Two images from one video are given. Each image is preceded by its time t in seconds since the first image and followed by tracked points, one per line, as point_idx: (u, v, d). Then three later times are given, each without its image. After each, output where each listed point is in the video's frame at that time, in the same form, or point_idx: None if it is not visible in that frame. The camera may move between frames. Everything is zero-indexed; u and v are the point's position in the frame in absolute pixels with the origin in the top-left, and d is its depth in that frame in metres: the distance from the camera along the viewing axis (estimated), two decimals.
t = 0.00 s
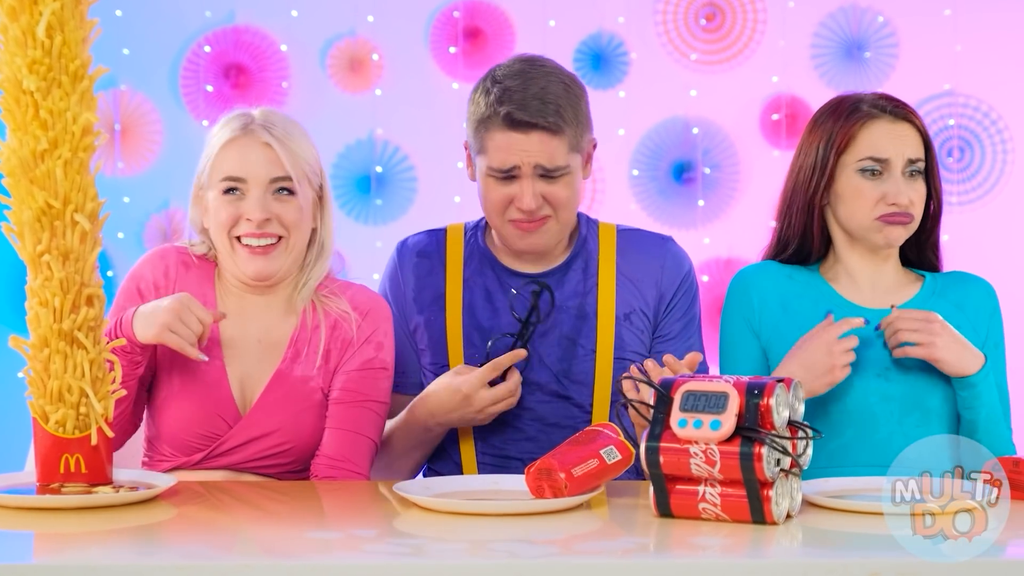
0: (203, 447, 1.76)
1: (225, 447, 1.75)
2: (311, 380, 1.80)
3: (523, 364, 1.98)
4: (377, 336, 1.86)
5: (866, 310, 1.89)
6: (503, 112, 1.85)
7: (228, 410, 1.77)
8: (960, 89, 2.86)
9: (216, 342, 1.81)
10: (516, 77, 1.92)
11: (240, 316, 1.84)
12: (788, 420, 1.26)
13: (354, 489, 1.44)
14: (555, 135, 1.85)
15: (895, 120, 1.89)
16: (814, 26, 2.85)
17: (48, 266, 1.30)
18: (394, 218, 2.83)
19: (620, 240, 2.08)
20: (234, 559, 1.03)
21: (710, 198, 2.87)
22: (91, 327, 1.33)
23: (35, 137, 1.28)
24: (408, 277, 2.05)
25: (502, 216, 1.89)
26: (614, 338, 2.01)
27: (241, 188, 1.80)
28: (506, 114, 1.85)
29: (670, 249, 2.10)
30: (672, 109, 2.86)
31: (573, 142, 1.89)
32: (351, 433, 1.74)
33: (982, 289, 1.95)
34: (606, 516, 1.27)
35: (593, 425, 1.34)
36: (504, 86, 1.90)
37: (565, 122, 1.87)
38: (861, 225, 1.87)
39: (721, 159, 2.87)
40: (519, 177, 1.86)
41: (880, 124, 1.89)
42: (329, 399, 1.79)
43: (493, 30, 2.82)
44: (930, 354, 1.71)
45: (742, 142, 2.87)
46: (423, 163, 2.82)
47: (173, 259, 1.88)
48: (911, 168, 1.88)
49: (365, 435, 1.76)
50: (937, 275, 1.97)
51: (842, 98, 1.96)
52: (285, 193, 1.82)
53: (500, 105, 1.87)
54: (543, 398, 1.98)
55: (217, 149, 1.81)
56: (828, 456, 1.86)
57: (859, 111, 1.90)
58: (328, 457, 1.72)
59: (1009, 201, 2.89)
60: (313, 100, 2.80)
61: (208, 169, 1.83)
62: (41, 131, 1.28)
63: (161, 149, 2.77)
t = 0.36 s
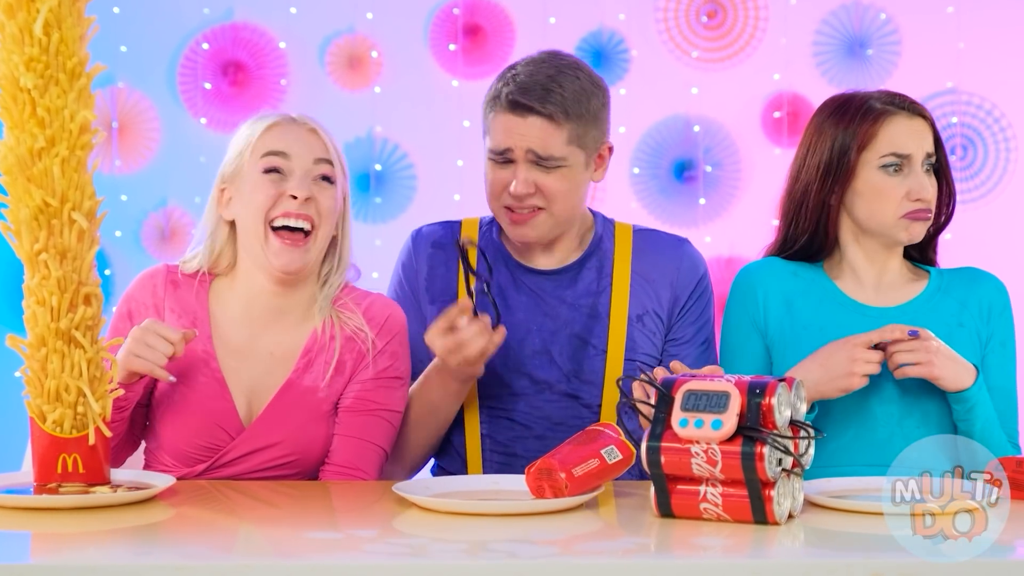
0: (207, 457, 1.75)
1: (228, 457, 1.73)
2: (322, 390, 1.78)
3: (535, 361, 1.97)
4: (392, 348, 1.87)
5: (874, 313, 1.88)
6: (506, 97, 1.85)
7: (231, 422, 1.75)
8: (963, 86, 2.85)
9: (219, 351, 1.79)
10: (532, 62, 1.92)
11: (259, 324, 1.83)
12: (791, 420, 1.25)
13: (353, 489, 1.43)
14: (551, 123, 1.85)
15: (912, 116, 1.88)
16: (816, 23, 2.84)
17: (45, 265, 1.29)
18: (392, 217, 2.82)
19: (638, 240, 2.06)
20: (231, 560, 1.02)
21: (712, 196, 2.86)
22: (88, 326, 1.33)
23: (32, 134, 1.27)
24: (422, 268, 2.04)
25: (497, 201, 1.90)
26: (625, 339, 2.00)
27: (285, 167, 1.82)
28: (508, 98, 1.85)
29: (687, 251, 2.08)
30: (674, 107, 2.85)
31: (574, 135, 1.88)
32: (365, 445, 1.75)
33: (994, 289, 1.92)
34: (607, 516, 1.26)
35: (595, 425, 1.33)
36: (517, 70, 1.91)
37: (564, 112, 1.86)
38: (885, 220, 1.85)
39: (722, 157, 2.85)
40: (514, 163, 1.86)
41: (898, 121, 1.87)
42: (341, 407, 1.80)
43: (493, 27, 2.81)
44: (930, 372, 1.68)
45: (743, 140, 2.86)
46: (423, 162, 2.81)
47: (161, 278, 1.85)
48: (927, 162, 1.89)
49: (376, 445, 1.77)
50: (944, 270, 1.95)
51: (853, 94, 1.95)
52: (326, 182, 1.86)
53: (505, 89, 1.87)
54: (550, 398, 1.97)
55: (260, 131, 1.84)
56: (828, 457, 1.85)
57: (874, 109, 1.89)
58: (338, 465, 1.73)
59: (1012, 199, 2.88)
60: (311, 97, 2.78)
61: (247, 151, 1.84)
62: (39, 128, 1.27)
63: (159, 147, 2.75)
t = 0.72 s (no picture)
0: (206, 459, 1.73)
1: (227, 458, 1.72)
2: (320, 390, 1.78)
3: (563, 348, 1.95)
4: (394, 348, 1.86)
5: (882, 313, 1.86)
6: (571, 84, 1.87)
7: (229, 423, 1.74)
8: (966, 84, 2.84)
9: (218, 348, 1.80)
10: (588, 53, 1.94)
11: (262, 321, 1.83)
12: (792, 420, 1.24)
13: (352, 488, 1.42)
14: (617, 112, 1.87)
15: (897, 117, 1.86)
16: (819, 20, 2.83)
17: (42, 264, 1.28)
18: (390, 216, 2.82)
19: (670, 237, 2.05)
20: (229, 560, 1.01)
21: (713, 195, 2.85)
22: (86, 325, 1.31)
23: (29, 133, 1.26)
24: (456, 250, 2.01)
25: (553, 191, 1.90)
26: (650, 329, 1.97)
27: (264, 176, 1.79)
28: (574, 86, 1.87)
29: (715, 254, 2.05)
30: (675, 104, 2.84)
31: (636, 124, 1.90)
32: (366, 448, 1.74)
33: (999, 288, 1.91)
34: (610, 516, 1.25)
35: (599, 423, 1.31)
36: (574, 61, 1.92)
37: (627, 100, 1.88)
38: (863, 220, 1.86)
39: (723, 155, 2.85)
40: (577, 152, 1.86)
41: (882, 121, 1.86)
42: (341, 408, 1.79)
43: (493, 25, 2.80)
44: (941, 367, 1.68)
45: (744, 138, 2.84)
46: (423, 160, 2.80)
47: (157, 282, 1.84)
48: (914, 165, 1.85)
49: (374, 445, 1.75)
50: (950, 267, 1.94)
51: (852, 93, 1.93)
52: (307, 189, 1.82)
53: (569, 77, 1.88)
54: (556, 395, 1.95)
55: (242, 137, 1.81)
56: (835, 457, 1.84)
57: (863, 108, 1.88)
58: (337, 466, 1.72)
59: (1014, 198, 2.87)
60: (310, 94, 2.77)
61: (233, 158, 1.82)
62: (36, 127, 1.26)
63: (157, 145, 2.74)
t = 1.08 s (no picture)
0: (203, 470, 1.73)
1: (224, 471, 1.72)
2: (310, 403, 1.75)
3: (530, 367, 1.93)
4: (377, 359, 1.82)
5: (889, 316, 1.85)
6: (504, 85, 1.82)
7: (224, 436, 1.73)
8: (969, 82, 2.82)
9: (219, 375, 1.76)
10: (522, 50, 1.89)
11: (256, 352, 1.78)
12: (794, 419, 1.23)
13: (350, 488, 1.42)
14: (558, 110, 1.82)
15: (884, 115, 1.84)
16: (820, 18, 2.81)
17: (40, 262, 1.27)
18: (389, 215, 2.80)
19: (628, 224, 2.02)
20: (229, 562, 0.99)
21: (714, 193, 2.84)
22: (83, 325, 1.30)
23: (26, 130, 1.25)
24: (405, 276, 1.98)
25: (501, 199, 1.85)
26: (622, 336, 1.96)
27: (271, 257, 1.66)
28: (508, 87, 1.81)
29: (676, 232, 2.03)
30: (677, 101, 2.83)
31: (577, 121, 1.85)
32: (358, 450, 1.74)
33: (1007, 285, 1.89)
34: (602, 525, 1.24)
35: (598, 423, 1.30)
36: (505, 61, 1.86)
37: (566, 97, 1.83)
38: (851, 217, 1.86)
39: (724, 153, 2.84)
40: (520, 156, 1.81)
41: (868, 118, 1.85)
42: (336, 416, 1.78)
43: (493, 22, 2.78)
44: (950, 369, 1.65)
45: (746, 136, 2.83)
46: (423, 157, 2.79)
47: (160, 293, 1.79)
48: (903, 164, 1.82)
49: (372, 452, 1.75)
50: (957, 264, 1.92)
51: (849, 93, 1.92)
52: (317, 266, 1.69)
53: (501, 78, 1.83)
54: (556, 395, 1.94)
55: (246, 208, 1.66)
56: (837, 457, 1.83)
57: (851, 105, 1.88)
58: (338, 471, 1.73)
59: (1017, 196, 2.86)
60: (308, 91, 2.76)
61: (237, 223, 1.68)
62: (33, 124, 1.25)
63: (154, 143, 2.72)
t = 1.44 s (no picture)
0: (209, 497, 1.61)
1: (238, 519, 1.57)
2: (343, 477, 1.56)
3: (537, 380, 1.89)
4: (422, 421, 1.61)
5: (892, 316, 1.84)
6: (486, 95, 1.77)
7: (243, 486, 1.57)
8: (971, 79, 2.73)
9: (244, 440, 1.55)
10: (518, 60, 1.84)
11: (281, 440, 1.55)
12: (795, 419, 1.21)
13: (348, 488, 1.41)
14: (534, 126, 1.75)
15: (870, 113, 1.82)
16: (822, 15, 2.74)
17: (36, 261, 1.26)
18: (388, 213, 2.74)
19: (640, 232, 1.96)
20: (224, 563, 0.98)
21: (716, 191, 2.77)
22: (80, 323, 1.29)
23: (23, 128, 1.24)
24: (406, 282, 1.92)
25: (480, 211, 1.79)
26: (635, 349, 1.91)
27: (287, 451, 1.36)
28: (489, 97, 1.76)
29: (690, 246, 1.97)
30: (678, 99, 2.75)
31: (559, 138, 1.79)
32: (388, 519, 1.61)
33: (1013, 285, 1.87)
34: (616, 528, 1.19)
35: (598, 423, 1.29)
36: (501, 68, 1.82)
37: (547, 112, 1.77)
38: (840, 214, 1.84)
39: (727, 151, 2.75)
40: (495, 170, 1.75)
41: (855, 117, 1.83)
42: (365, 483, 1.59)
43: (493, 19, 2.72)
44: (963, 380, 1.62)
45: (748, 134, 2.75)
46: (422, 155, 2.72)
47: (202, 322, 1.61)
48: (892, 161, 1.80)
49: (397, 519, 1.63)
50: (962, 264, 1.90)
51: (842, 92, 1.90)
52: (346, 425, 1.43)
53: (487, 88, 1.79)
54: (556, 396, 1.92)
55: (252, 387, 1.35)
56: (839, 455, 1.82)
57: (844, 102, 1.86)
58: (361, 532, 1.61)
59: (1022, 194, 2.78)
60: (307, 88, 2.71)
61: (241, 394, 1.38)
62: (30, 121, 1.24)
63: (152, 141, 2.69)
